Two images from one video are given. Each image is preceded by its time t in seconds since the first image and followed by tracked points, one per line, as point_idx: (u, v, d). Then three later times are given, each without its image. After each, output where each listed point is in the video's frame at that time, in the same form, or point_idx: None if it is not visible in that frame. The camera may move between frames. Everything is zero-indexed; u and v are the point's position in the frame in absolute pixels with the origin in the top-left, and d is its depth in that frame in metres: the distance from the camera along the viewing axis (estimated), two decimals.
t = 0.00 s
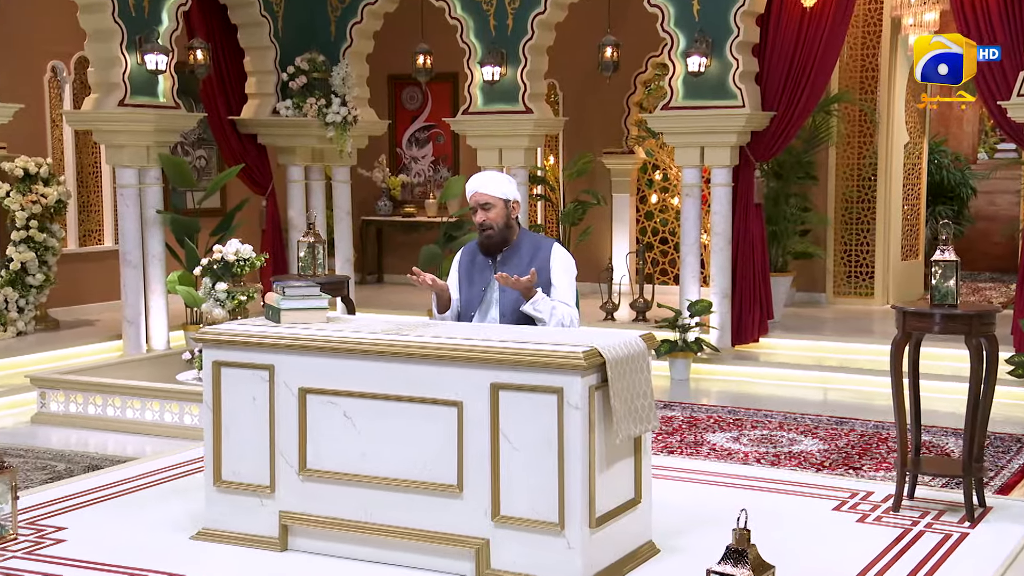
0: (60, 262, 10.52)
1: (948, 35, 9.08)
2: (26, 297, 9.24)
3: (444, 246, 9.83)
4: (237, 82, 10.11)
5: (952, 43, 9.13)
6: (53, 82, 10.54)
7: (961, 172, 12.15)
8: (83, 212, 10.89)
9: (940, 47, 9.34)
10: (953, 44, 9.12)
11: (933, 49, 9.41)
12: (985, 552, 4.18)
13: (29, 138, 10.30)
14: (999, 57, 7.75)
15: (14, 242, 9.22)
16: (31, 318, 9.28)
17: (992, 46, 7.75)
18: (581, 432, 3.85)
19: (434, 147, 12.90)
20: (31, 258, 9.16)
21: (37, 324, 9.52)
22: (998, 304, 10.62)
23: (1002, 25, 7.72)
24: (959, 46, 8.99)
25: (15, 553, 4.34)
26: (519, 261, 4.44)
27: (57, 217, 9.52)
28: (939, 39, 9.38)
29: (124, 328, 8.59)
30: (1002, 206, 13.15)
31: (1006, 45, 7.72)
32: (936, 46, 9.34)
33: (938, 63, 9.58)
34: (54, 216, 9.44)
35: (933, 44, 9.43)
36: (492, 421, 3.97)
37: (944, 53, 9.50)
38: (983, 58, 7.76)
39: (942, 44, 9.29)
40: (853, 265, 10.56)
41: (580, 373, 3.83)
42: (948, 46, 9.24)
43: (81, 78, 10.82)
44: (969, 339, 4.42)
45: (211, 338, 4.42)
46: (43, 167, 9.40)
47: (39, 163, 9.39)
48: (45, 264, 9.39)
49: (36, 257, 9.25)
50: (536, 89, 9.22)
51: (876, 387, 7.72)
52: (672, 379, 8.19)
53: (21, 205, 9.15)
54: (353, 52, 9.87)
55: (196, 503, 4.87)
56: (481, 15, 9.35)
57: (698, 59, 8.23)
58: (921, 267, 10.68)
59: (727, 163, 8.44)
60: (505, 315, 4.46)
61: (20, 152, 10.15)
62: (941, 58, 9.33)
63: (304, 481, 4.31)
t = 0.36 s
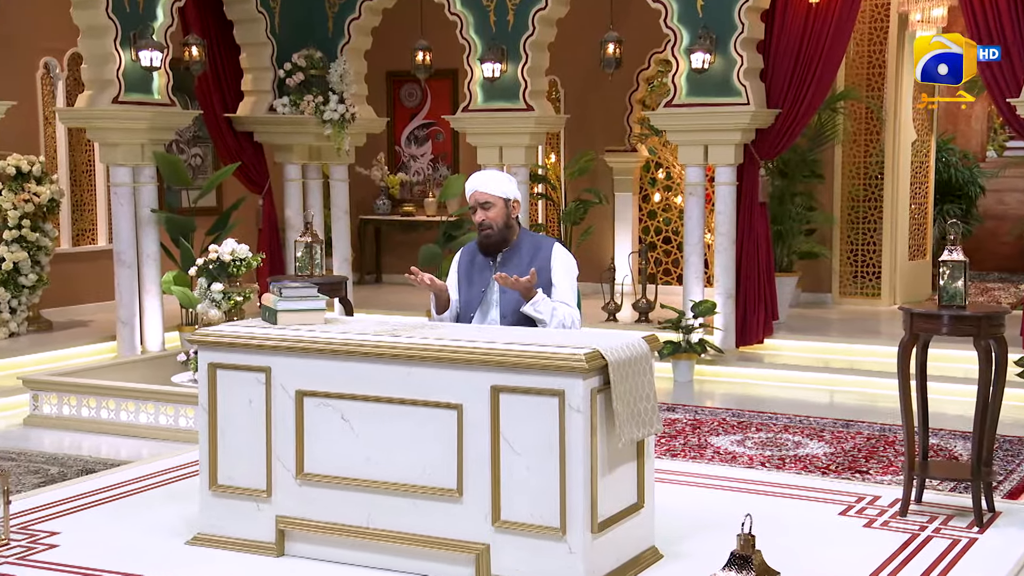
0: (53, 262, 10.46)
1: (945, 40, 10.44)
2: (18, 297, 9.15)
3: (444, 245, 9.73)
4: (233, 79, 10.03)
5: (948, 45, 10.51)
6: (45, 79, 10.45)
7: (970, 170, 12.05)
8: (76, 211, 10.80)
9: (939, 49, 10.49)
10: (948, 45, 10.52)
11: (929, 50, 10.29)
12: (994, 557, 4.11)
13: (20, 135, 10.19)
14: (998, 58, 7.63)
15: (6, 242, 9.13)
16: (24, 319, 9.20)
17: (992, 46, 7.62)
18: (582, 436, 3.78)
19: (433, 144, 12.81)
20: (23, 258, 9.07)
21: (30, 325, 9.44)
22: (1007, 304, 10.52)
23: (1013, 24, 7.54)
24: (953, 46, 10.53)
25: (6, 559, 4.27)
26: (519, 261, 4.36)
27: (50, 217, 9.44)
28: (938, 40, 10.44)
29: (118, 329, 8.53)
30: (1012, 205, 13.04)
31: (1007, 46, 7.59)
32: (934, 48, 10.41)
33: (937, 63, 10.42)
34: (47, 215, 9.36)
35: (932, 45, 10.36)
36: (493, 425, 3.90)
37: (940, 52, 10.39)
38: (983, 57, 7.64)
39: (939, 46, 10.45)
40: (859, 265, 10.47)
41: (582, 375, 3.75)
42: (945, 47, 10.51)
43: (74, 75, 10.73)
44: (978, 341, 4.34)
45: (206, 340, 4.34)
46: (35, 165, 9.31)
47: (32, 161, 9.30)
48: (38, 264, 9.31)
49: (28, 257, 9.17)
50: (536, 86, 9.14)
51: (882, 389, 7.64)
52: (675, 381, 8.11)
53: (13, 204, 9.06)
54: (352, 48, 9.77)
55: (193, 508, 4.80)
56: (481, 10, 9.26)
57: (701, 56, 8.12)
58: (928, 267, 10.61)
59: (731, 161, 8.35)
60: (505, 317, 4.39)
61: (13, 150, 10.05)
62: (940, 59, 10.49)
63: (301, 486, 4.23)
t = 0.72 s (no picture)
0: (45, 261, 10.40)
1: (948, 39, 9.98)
2: (10, 297, 9.06)
3: (444, 244, 9.65)
4: (228, 76, 9.95)
5: (951, 45, 10.04)
6: (38, 75, 10.35)
7: (978, 168, 11.97)
8: (70, 210, 10.71)
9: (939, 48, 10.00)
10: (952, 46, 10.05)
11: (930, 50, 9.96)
12: (1003, 563, 4.03)
13: (13, 133, 10.12)
14: (999, 58, 7.41)
15: None
16: (17, 319, 9.11)
17: (993, 46, 7.40)
18: (584, 439, 3.70)
19: (432, 142, 12.73)
20: (16, 258, 8.98)
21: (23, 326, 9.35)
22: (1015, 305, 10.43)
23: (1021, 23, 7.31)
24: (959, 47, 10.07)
25: None
26: (520, 260, 4.29)
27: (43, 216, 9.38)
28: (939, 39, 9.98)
29: (112, 330, 8.45)
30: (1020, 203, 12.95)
31: (1008, 47, 7.38)
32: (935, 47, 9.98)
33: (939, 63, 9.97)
34: (40, 214, 9.29)
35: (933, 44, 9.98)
36: (493, 427, 3.82)
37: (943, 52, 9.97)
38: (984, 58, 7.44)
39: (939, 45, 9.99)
40: (865, 265, 10.40)
41: (584, 378, 3.68)
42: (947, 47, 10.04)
43: (67, 72, 10.64)
44: (986, 342, 4.26)
45: (201, 342, 4.26)
46: (28, 164, 9.24)
47: (24, 159, 9.23)
48: (30, 264, 9.24)
49: (21, 257, 9.09)
50: (537, 83, 9.08)
51: (888, 390, 7.57)
52: (678, 383, 8.04)
53: (6, 203, 8.98)
54: (350, 45, 9.69)
55: (189, 512, 4.72)
56: (482, 6, 9.18)
57: (705, 52, 8.06)
58: (935, 266, 10.53)
59: (735, 159, 8.28)
60: (505, 317, 4.31)
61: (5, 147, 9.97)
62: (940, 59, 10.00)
63: (299, 490, 4.16)
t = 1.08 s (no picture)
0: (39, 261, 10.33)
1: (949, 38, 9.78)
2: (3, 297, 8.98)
3: (445, 242, 9.57)
4: (224, 73, 9.87)
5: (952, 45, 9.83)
6: (31, 72, 10.28)
7: (986, 167, 11.89)
8: (63, 209, 10.64)
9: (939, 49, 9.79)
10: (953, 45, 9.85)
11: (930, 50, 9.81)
12: (1012, 568, 3.96)
13: (6, 131, 10.06)
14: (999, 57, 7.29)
15: None
16: (10, 319, 9.03)
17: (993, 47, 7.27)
18: (586, 443, 3.63)
19: (431, 141, 12.65)
20: (9, 258, 8.91)
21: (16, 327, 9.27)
22: (1023, 306, 10.35)
23: None
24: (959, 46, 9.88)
25: None
26: (521, 261, 4.22)
27: (36, 215, 9.31)
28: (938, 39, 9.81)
29: (106, 331, 8.37)
30: None
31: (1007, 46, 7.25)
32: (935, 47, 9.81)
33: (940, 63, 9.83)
34: (33, 213, 9.22)
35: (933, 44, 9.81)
36: (494, 431, 3.75)
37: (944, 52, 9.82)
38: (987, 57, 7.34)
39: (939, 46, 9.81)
40: (872, 265, 10.32)
41: (585, 381, 3.61)
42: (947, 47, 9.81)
43: (61, 69, 10.57)
44: (995, 345, 4.18)
45: (196, 344, 4.19)
46: (21, 162, 9.18)
47: (18, 158, 9.17)
48: (23, 264, 9.15)
49: (14, 257, 9.02)
50: (539, 80, 9.01)
51: (894, 392, 7.50)
52: (682, 385, 7.96)
53: None
54: (348, 41, 9.61)
55: (185, 517, 4.65)
56: (482, 2, 9.09)
57: (709, 49, 7.99)
58: (943, 266, 10.45)
59: (739, 157, 8.20)
60: (505, 319, 4.24)
61: None
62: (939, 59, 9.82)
63: (296, 494, 4.08)
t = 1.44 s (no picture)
0: (32, 261, 10.27)
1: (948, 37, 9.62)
2: None
3: (444, 242, 9.49)
4: (220, 71, 9.79)
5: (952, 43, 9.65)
6: (24, 69, 10.20)
7: (995, 166, 11.80)
8: (57, 209, 10.58)
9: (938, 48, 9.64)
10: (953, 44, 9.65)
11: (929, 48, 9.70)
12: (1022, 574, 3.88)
13: None
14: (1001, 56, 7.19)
15: None
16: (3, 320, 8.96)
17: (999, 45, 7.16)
18: (588, 447, 3.56)
19: (431, 139, 12.57)
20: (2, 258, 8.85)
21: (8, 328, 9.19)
22: None
23: None
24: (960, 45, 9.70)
25: None
26: (524, 263, 4.14)
27: (29, 215, 9.25)
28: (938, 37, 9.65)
29: (100, 333, 8.30)
30: None
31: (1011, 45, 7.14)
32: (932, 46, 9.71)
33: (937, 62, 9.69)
34: (26, 213, 9.17)
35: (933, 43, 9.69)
36: (494, 435, 3.68)
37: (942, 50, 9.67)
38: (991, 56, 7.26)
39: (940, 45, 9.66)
40: (879, 265, 10.24)
41: (588, 384, 3.53)
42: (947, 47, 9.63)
43: (54, 66, 10.50)
44: (1004, 347, 4.10)
45: (191, 347, 4.12)
46: (14, 162, 9.12)
47: (10, 157, 9.11)
48: (16, 264, 9.09)
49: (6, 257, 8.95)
50: (540, 78, 8.96)
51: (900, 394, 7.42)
52: (685, 387, 7.89)
53: None
54: (347, 38, 9.54)
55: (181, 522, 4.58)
56: None
57: (712, 46, 7.92)
58: (951, 266, 10.37)
59: (744, 156, 8.11)
60: (506, 321, 4.16)
61: None
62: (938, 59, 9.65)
63: (293, 499, 4.01)
